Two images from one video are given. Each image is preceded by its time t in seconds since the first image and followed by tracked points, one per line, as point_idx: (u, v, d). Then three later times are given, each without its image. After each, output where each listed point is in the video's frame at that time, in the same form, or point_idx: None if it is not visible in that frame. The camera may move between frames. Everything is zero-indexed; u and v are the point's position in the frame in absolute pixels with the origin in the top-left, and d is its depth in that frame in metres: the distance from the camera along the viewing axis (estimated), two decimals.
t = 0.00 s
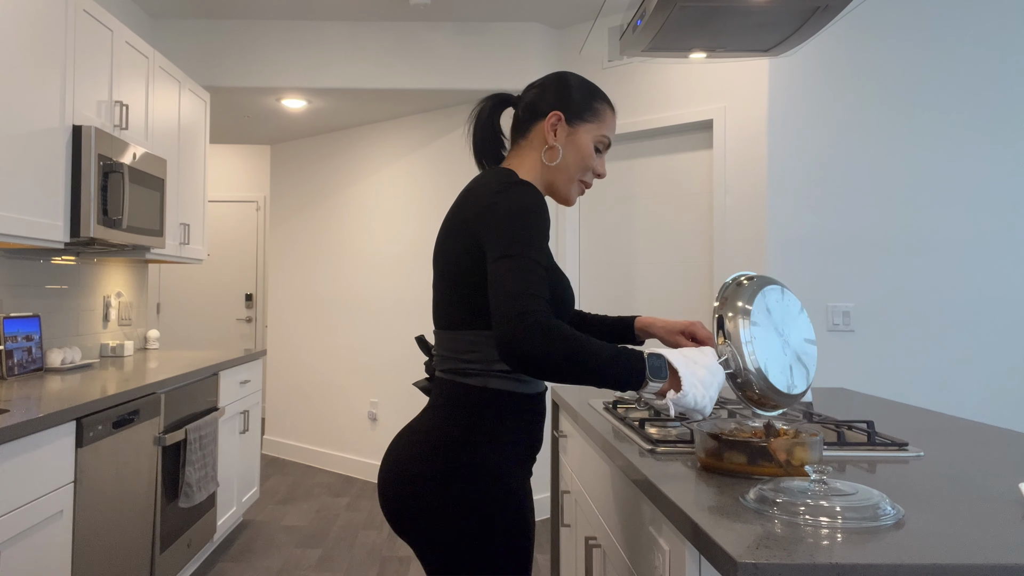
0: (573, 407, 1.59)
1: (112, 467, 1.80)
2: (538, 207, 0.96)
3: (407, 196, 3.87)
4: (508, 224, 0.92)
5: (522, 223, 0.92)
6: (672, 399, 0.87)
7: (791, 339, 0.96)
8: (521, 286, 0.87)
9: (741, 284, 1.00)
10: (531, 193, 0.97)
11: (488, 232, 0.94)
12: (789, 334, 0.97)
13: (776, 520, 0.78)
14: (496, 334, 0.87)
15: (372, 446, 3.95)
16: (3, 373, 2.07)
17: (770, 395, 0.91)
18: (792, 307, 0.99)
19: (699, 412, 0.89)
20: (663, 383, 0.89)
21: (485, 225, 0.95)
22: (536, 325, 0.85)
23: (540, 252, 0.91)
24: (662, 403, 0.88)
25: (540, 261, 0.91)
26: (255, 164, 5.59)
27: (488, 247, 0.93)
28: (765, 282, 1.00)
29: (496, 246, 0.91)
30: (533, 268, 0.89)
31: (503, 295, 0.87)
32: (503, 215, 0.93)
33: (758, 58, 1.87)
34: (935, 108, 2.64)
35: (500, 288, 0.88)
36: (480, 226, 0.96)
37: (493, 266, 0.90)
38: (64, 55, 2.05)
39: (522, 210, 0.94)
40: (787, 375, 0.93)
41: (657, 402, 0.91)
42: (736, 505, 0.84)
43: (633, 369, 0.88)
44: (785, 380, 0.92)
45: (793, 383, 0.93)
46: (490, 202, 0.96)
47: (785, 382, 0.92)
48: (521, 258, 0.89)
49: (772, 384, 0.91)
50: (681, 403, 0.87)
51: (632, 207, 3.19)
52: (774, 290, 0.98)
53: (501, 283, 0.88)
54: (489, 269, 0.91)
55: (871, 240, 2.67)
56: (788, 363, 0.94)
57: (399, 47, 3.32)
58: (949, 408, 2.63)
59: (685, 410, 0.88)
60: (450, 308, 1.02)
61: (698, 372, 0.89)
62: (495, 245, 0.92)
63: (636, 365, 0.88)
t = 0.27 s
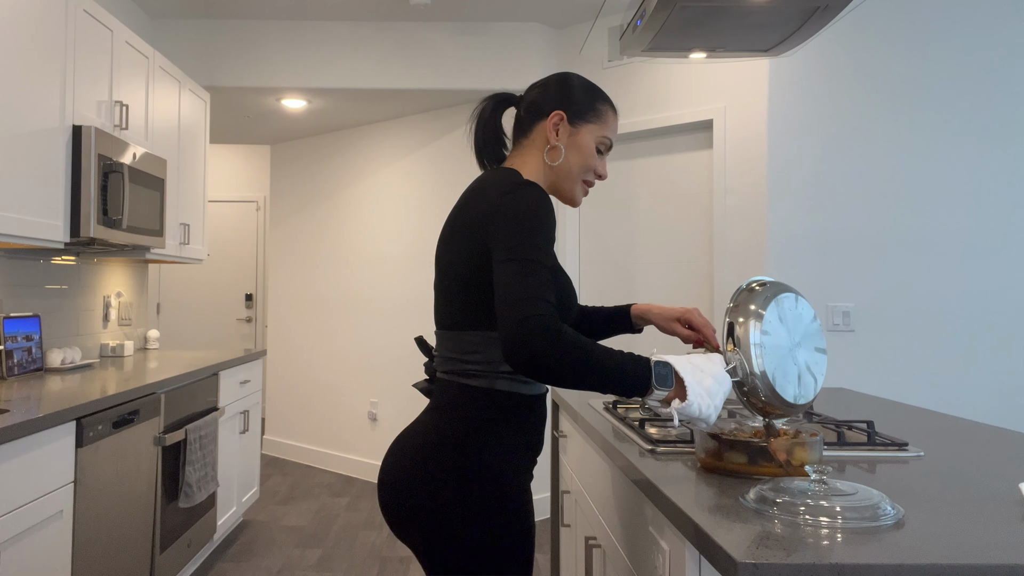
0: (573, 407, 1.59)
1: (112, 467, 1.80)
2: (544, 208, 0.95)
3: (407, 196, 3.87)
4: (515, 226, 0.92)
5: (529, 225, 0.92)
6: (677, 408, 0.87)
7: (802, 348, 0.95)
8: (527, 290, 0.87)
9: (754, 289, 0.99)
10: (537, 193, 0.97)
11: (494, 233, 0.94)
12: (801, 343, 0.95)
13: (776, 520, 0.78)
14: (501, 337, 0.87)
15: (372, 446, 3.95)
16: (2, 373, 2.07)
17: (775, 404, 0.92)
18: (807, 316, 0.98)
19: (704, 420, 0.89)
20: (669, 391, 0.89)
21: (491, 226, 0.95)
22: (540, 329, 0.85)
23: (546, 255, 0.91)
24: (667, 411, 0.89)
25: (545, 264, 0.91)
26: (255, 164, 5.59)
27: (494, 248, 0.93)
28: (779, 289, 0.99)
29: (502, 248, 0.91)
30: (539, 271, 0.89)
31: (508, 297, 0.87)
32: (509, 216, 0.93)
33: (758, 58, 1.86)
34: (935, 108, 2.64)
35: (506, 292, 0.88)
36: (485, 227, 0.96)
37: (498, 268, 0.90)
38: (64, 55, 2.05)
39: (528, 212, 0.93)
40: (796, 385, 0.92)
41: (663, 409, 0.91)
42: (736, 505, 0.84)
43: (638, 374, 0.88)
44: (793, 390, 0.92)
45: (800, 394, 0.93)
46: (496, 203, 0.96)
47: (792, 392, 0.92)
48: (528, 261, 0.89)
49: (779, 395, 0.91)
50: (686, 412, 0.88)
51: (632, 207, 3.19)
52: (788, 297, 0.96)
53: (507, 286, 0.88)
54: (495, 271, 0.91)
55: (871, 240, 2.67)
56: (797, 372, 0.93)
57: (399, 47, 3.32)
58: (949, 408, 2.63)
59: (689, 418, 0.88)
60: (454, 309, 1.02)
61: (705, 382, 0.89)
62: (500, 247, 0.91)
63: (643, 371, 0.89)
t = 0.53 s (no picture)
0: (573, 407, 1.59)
1: (112, 467, 1.80)
2: (547, 209, 0.95)
3: (407, 196, 3.87)
4: (517, 227, 0.92)
5: (531, 226, 0.92)
6: (679, 411, 0.88)
7: (812, 344, 0.93)
8: (528, 293, 0.86)
9: (760, 287, 0.97)
10: (538, 193, 0.97)
11: (496, 233, 0.94)
12: (809, 339, 0.93)
13: (776, 520, 0.78)
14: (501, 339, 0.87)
15: (372, 446, 3.95)
16: (3, 373, 2.07)
17: (781, 403, 0.91)
18: (818, 313, 0.95)
19: (707, 420, 0.90)
20: (672, 394, 0.89)
21: (493, 226, 0.95)
22: (540, 332, 0.85)
23: (548, 256, 0.91)
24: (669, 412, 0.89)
25: (546, 266, 0.90)
26: (255, 164, 5.59)
27: (496, 250, 0.93)
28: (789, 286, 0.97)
29: (504, 250, 0.91)
30: (540, 274, 0.89)
31: (509, 300, 0.87)
32: (511, 218, 0.93)
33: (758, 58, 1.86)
34: (934, 107, 2.63)
35: (507, 294, 0.87)
36: (488, 228, 0.96)
37: (499, 271, 0.90)
38: (64, 55, 2.05)
39: (529, 212, 0.93)
40: (802, 383, 0.91)
41: (666, 409, 0.92)
42: (736, 505, 0.84)
43: (639, 378, 0.88)
44: (799, 389, 0.91)
45: (808, 392, 0.91)
46: (498, 202, 0.96)
47: (798, 391, 0.91)
48: (529, 263, 0.89)
49: (783, 393, 0.90)
50: (689, 413, 0.88)
51: (632, 207, 3.20)
52: (797, 293, 0.95)
53: (509, 288, 0.87)
54: (496, 273, 0.91)
55: (871, 240, 2.67)
56: (804, 370, 0.91)
57: (399, 47, 3.32)
58: (948, 408, 2.63)
59: (693, 419, 0.89)
60: (455, 309, 1.02)
61: (708, 383, 0.89)
62: (502, 248, 0.91)
63: (644, 374, 0.89)
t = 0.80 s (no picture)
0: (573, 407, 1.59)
1: (112, 467, 1.80)
2: (547, 211, 0.95)
3: (406, 196, 3.87)
4: (515, 229, 0.92)
5: (529, 228, 0.92)
6: (670, 416, 0.88)
7: (828, 346, 0.91)
8: (522, 296, 0.86)
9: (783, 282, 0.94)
10: (539, 194, 0.96)
11: (496, 235, 0.94)
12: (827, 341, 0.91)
13: (776, 520, 0.78)
14: (495, 341, 0.87)
15: (372, 446, 3.95)
16: (3, 373, 2.07)
17: (789, 405, 0.91)
18: (844, 311, 0.93)
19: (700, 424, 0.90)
20: (663, 399, 0.89)
21: (492, 227, 0.95)
22: (534, 336, 0.85)
23: (545, 259, 0.91)
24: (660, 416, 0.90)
25: (543, 269, 0.90)
26: (255, 164, 5.59)
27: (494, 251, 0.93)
28: (818, 280, 0.94)
29: (501, 253, 0.91)
30: (536, 277, 0.89)
31: (504, 303, 0.87)
32: (510, 219, 0.93)
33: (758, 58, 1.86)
34: (935, 106, 2.62)
35: (503, 296, 0.87)
36: (488, 229, 0.96)
37: (496, 273, 0.90)
38: (64, 55, 2.05)
39: (528, 214, 0.93)
40: (814, 385, 0.90)
41: (656, 413, 0.92)
42: (736, 505, 0.84)
43: (632, 381, 0.88)
44: (809, 391, 0.90)
45: (819, 394, 0.91)
46: (498, 204, 0.96)
47: (808, 392, 0.90)
48: (525, 266, 0.89)
49: (792, 396, 0.90)
50: (679, 418, 0.89)
51: (632, 207, 3.20)
52: (824, 290, 0.92)
53: (504, 291, 0.87)
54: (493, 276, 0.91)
55: (871, 240, 2.67)
56: (817, 372, 0.91)
57: (399, 47, 3.32)
58: (949, 408, 2.62)
59: (684, 424, 0.89)
60: (456, 310, 1.02)
61: (704, 388, 0.89)
62: (500, 251, 0.91)
63: (637, 378, 0.88)
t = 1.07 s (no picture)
0: (573, 407, 1.59)
1: (112, 467, 1.80)
2: (545, 213, 0.95)
3: (406, 196, 3.87)
4: (512, 230, 0.92)
5: (525, 230, 0.91)
6: (662, 418, 0.89)
7: (829, 349, 0.90)
8: (516, 299, 0.86)
9: (789, 283, 0.93)
10: (539, 196, 0.96)
11: (493, 236, 0.94)
12: (828, 344, 0.91)
13: (776, 520, 0.78)
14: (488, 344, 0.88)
15: (372, 446, 3.95)
16: (3, 373, 2.07)
17: (786, 407, 0.91)
18: (847, 315, 0.92)
19: (693, 425, 0.90)
20: (656, 401, 0.89)
21: (490, 228, 0.95)
22: (526, 339, 0.85)
23: (541, 260, 0.91)
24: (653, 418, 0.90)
25: (539, 271, 0.90)
26: (255, 164, 5.59)
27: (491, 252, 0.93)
28: (824, 282, 0.93)
29: (497, 254, 0.91)
30: (531, 279, 0.89)
31: (499, 306, 0.87)
32: (507, 221, 0.93)
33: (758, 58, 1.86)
34: (935, 106, 2.61)
35: (497, 299, 0.88)
36: (486, 229, 0.96)
37: (492, 275, 0.90)
38: (64, 55, 2.05)
39: (525, 216, 0.93)
40: (812, 387, 0.90)
41: (651, 411, 0.92)
42: (737, 505, 0.84)
43: (625, 383, 0.88)
44: (807, 394, 0.90)
45: (816, 396, 0.91)
46: (496, 204, 0.96)
47: (804, 395, 0.90)
48: (520, 268, 0.88)
49: (789, 398, 0.90)
50: (673, 420, 0.89)
51: (632, 207, 3.20)
52: (829, 293, 0.91)
53: (499, 294, 0.88)
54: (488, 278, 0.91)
55: (871, 240, 2.67)
56: (817, 374, 0.90)
57: (399, 46, 3.32)
58: (948, 408, 2.62)
59: (678, 425, 0.90)
60: (454, 309, 1.02)
61: (699, 390, 0.89)
62: (496, 252, 0.91)
63: (631, 380, 0.88)
